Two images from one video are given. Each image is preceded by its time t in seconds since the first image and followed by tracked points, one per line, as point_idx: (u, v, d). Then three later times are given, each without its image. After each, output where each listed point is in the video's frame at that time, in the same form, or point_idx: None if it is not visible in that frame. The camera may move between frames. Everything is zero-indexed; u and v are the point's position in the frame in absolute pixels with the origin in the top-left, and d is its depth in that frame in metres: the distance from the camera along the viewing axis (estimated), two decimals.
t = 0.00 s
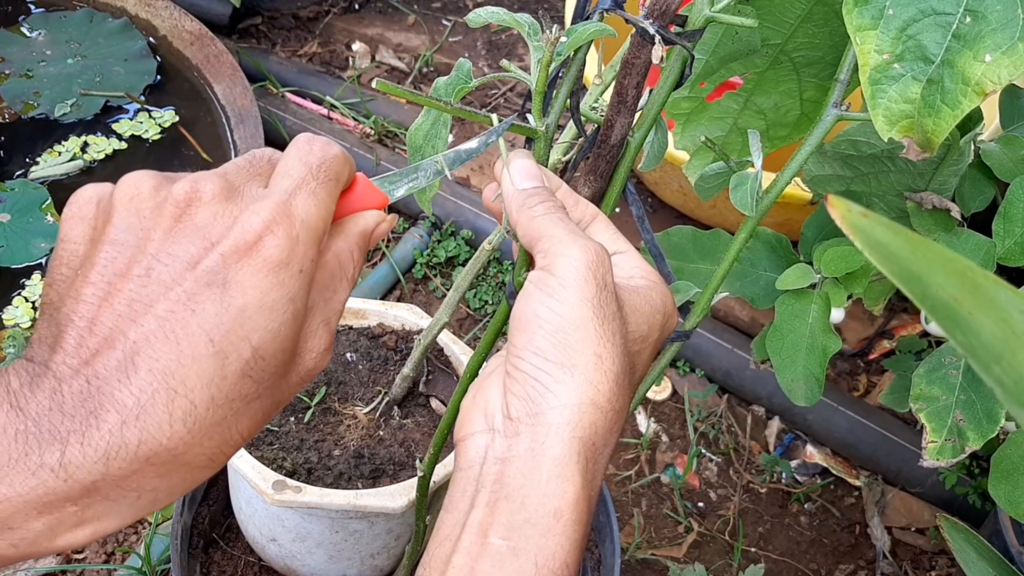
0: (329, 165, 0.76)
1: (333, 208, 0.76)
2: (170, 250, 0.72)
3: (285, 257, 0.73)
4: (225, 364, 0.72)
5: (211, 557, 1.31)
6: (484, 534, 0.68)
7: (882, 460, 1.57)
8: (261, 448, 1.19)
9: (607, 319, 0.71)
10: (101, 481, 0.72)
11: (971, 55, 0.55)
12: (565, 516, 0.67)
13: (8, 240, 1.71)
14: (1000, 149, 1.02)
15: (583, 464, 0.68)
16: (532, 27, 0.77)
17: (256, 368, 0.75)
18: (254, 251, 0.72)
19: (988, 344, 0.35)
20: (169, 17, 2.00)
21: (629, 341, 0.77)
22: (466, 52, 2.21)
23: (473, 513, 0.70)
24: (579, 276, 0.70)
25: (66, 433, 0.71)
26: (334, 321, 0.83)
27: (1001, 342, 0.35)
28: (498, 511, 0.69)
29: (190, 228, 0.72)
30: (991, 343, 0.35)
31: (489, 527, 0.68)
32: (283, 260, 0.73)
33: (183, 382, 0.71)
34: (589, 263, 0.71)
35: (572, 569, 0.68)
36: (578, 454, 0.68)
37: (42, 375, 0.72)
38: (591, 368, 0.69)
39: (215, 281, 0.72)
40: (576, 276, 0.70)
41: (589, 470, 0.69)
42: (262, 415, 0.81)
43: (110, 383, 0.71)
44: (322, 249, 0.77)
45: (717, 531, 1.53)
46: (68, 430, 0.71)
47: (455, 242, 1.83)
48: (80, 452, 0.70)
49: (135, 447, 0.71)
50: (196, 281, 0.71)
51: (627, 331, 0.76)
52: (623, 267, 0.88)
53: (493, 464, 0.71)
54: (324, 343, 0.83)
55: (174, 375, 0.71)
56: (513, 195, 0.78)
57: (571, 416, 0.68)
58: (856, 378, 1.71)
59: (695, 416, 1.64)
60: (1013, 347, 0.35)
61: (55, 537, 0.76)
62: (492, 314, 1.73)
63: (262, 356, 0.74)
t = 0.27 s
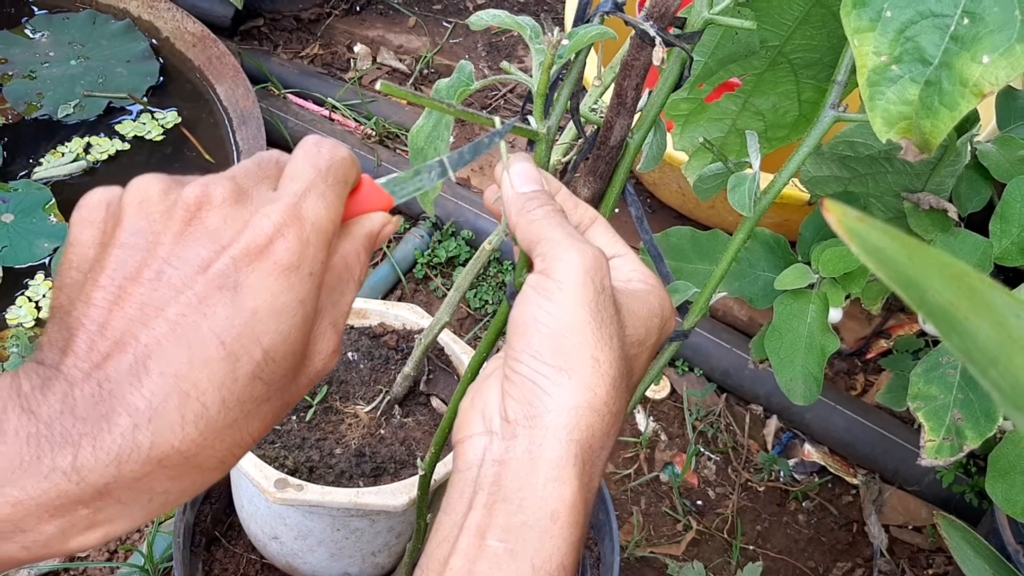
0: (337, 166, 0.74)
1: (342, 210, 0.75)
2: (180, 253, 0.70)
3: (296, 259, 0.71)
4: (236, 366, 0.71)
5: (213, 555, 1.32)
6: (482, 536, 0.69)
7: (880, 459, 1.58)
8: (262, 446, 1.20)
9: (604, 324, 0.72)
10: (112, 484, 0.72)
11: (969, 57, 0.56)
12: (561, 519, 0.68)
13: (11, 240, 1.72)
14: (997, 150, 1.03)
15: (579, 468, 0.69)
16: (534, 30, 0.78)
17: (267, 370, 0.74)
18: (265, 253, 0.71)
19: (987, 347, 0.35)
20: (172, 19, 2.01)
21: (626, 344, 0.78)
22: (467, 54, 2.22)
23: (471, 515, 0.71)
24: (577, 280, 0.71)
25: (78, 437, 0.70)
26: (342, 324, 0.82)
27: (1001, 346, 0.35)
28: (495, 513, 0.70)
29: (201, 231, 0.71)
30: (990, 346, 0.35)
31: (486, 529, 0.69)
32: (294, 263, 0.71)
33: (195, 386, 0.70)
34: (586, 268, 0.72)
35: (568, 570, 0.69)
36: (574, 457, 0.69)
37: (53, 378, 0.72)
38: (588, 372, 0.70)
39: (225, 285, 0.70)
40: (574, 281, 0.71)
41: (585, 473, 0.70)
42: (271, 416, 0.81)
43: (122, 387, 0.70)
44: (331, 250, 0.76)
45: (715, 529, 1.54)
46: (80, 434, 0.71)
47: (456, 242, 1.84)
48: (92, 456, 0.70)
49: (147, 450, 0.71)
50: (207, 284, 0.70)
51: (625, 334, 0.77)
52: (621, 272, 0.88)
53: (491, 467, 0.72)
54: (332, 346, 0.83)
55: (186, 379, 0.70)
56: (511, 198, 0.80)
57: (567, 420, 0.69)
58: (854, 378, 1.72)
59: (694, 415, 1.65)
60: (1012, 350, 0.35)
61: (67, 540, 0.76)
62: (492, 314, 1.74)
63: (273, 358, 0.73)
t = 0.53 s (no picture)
0: (340, 166, 0.74)
1: (346, 210, 0.74)
2: (184, 254, 0.69)
3: (301, 260, 0.70)
4: (241, 369, 0.70)
5: (211, 557, 1.31)
6: (478, 541, 0.68)
7: (882, 460, 1.57)
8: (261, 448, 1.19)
9: (603, 326, 0.71)
10: (116, 487, 0.70)
11: (972, 55, 0.55)
12: (559, 523, 0.67)
13: (8, 240, 1.71)
14: (1000, 149, 1.02)
15: (576, 471, 0.68)
16: (534, 28, 0.77)
17: (272, 373, 0.72)
18: (270, 254, 0.70)
19: (988, 345, 0.35)
20: (169, 17, 2.00)
21: (625, 347, 0.77)
22: (466, 52, 2.21)
23: (466, 519, 0.69)
24: (576, 282, 0.71)
25: (81, 440, 0.68)
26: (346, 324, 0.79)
27: (1001, 343, 0.35)
28: (492, 518, 0.68)
29: (205, 232, 0.69)
30: (991, 344, 0.35)
31: (483, 533, 0.68)
32: (299, 264, 0.70)
33: (199, 388, 0.69)
34: (585, 270, 0.71)
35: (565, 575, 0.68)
36: (572, 460, 0.68)
37: (55, 381, 0.69)
38: (587, 375, 0.69)
39: (230, 286, 0.69)
40: (573, 283, 0.70)
41: (582, 477, 0.69)
42: (275, 419, 0.78)
43: (125, 390, 0.68)
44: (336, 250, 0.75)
45: (717, 531, 1.53)
46: (83, 437, 0.68)
47: (455, 242, 1.83)
48: (96, 459, 0.68)
49: (151, 454, 0.69)
50: (211, 286, 0.69)
51: (624, 337, 0.77)
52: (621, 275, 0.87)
53: (487, 470, 0.71)
54: (335, 346, 0.79)
55: (191, 381, 0.68)
56: (512, 199, 0.79)
57: (565, 423, 0.68)
58: (856, 378, 1.71)
59: (695, 416, 1.65)
60: (1014, 348, 0.35)
61: (70, 543, 0.74)
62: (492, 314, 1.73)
63: (277, 360, 0.72)
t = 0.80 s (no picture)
0: (342, 164, 0.74)
1: (347, 208, 0.74)
2: (186, 251, 0.69)
3: (303, 257, 0.70)
4: (243, 366, 0.70)
5: (211, 557, 1.31)
6: (476, 542, 0.68)
7: (882, 460, 1.58)
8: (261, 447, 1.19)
9: (600, 327, 0.71)
10: (119, 485, 0.70)
11: (971, 56, 0.55)
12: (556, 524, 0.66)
13: (8, 239, 1.71)
14: (999, 149, 1.02)
15: (573, 473, 0.68)
16: (534, 28, 0.77)
17: (274, 370, 0.72)
18: (271, 251, 0.69)
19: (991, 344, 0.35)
20: (170, 17, 2.00)
21: (624, 349, 0.77)
22: (466, 52, 2.21)
23: (464, 520, 0.69)
24: (573, 283, 0.71)
25: (83, 438, 0.68)
26: (347, 322, 0.78)
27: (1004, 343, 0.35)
28: (490, 519, 0.68)
29: (206, 230, 0.69)
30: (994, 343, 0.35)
31: (480, 534, 0.68)
32: (301, 261, 0.70)
33: (201, 386, 0.68)
34: (583, 271, 0.71)
35: None
36: (569, 462, 0.68)
37: (58, 378, 0.69)
38: (585, 376, 0.69)
39: (231, 283, 0.69)
40: (571, 284, 0.71)
41: (580, 478, 0.69)
42: (277, 417, 0.77)
43: (127, 387, 0.68)
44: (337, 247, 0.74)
45: (717, 531, 1.53)
46: (85, 434, 0.68)
47: (455, 242, 1.83)
48: (98, 457, 0.68)
49: (153, 452, 0.69)
50: (213, 283, 0.68)
51: (622, 339, 0.77)
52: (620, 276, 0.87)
53: (485, 472, 0.71)
54: (337, 344, 0.79)
55: (193, 378, 0.68)
56: (511, 200, 0.79)
57: (564, 424, 0.68)
58: (856, 378, 1.71)
59: (695, 415, 1.65)
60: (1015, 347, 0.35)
61: (72, 543, 0.74)
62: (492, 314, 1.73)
63: (280, 357, 0.71)
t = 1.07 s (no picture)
0: (347, 161, 0.73)
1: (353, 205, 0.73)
2: (192, 249, 0.68)
3: (309, 253, 0.69)
4: (249, 364, 0.69)
5: (211, 557, 1.31)
6: (472, 543, 0.68)
7: (882, 460, 1.58)
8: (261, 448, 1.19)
9: (597, 329, 0.71)
10: (125, 483, 0.70)
11: (971, 55, 0.55)
12: (553, 526, 0.66)
13: (8, 240, 1.71)
14: (999, 149, 1.02)
15: (570, 474, 0.68)
16: (535, 28, 0.77)
17: (281, 367, 0.71)
18: (278, 248, 0.68)
19: (987, 345, 0.35)
20: (170, 17, 2.00)
21: (621, 350, 0.78)
22: (466, 52, 2.21)
23: (461, 521, 0.70)
24: (570, 285, 0.71)
25: (90, 436, 0.68)
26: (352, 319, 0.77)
27: (1000, 344, 0.35)
28: (486, 521, 0.68)
29: (212, 227, 0.68)
30: (990, 344, 0.35)
31: (477, 536, 0.68)
32: (308, 257, 0.69)
33: (208, 383, 0.68)
34: (580, 273, 0.71)
35: None
36: (566, 463, 0.68)
37: (63, 377, 0.70)
38: (581, 377, 0.69)
39: (238, 280, 0.68)
40: (567, 286, 0.71)
41: (576, 480, 0.69)
42: (284, 414, 0.77)
43: (134, 385, 0.67)
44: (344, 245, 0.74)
45: (717, 531, 1.53)
46: (92, 433, 0.68)
47: (455, 242, 1.83)
48: (104, 455, 0.68)
49: (161, 449, 0.68)
50: (220, 280, 0.67)
51: (620, 339, 0.77)
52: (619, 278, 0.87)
53: (481, 473, 0.71)
54: (343, 341, 0.78)
55: (200, 375, 0.67)
56: (510, 201, 0.79)
57: (560, 425, 0.68)
58: (856, 378, 1.71)
59: (695, 415, 1.65)
60: (1014, 350, 0.36)
61: (78, 542, 0.74)
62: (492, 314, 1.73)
63: (286, 354, 0.70)
